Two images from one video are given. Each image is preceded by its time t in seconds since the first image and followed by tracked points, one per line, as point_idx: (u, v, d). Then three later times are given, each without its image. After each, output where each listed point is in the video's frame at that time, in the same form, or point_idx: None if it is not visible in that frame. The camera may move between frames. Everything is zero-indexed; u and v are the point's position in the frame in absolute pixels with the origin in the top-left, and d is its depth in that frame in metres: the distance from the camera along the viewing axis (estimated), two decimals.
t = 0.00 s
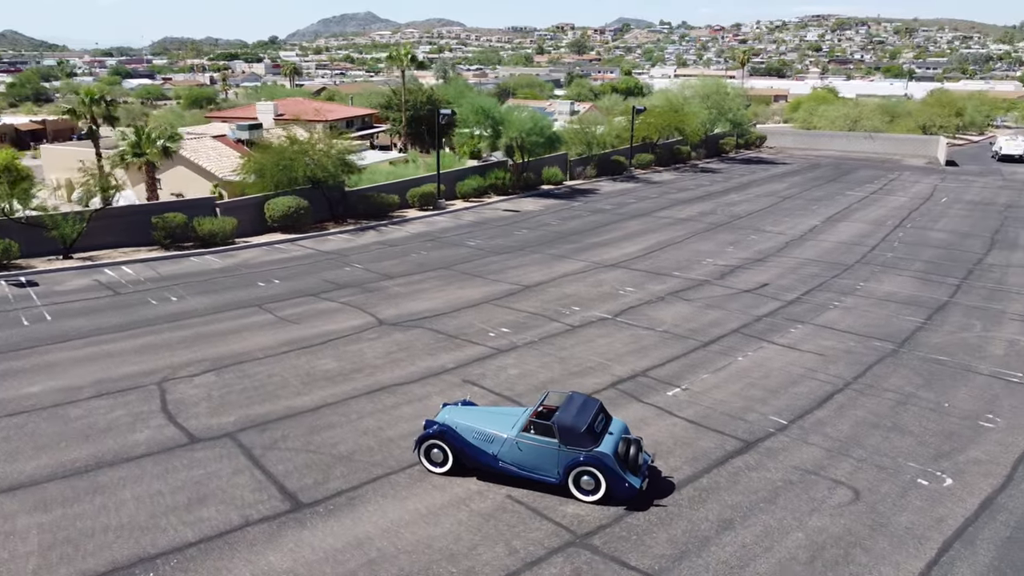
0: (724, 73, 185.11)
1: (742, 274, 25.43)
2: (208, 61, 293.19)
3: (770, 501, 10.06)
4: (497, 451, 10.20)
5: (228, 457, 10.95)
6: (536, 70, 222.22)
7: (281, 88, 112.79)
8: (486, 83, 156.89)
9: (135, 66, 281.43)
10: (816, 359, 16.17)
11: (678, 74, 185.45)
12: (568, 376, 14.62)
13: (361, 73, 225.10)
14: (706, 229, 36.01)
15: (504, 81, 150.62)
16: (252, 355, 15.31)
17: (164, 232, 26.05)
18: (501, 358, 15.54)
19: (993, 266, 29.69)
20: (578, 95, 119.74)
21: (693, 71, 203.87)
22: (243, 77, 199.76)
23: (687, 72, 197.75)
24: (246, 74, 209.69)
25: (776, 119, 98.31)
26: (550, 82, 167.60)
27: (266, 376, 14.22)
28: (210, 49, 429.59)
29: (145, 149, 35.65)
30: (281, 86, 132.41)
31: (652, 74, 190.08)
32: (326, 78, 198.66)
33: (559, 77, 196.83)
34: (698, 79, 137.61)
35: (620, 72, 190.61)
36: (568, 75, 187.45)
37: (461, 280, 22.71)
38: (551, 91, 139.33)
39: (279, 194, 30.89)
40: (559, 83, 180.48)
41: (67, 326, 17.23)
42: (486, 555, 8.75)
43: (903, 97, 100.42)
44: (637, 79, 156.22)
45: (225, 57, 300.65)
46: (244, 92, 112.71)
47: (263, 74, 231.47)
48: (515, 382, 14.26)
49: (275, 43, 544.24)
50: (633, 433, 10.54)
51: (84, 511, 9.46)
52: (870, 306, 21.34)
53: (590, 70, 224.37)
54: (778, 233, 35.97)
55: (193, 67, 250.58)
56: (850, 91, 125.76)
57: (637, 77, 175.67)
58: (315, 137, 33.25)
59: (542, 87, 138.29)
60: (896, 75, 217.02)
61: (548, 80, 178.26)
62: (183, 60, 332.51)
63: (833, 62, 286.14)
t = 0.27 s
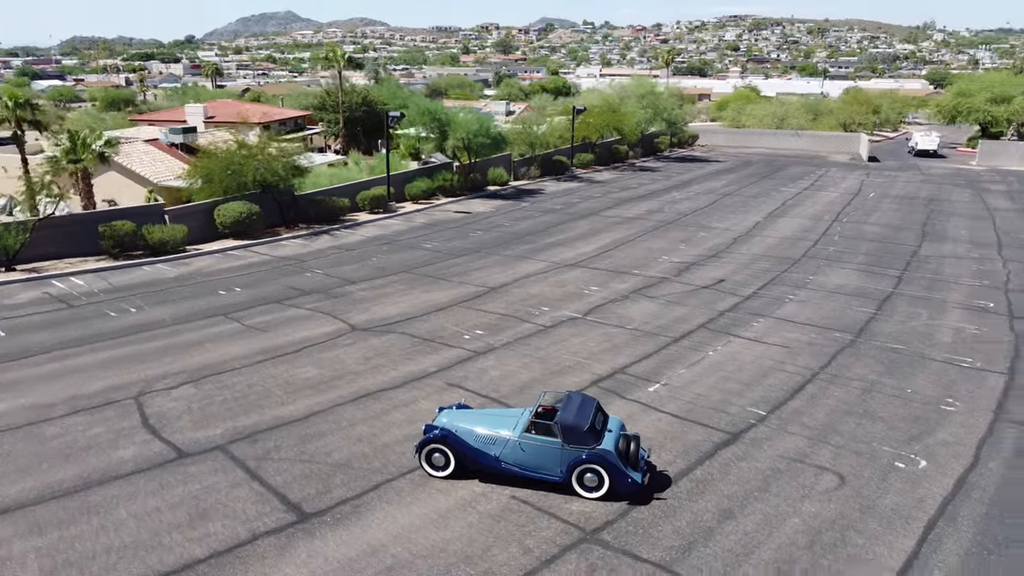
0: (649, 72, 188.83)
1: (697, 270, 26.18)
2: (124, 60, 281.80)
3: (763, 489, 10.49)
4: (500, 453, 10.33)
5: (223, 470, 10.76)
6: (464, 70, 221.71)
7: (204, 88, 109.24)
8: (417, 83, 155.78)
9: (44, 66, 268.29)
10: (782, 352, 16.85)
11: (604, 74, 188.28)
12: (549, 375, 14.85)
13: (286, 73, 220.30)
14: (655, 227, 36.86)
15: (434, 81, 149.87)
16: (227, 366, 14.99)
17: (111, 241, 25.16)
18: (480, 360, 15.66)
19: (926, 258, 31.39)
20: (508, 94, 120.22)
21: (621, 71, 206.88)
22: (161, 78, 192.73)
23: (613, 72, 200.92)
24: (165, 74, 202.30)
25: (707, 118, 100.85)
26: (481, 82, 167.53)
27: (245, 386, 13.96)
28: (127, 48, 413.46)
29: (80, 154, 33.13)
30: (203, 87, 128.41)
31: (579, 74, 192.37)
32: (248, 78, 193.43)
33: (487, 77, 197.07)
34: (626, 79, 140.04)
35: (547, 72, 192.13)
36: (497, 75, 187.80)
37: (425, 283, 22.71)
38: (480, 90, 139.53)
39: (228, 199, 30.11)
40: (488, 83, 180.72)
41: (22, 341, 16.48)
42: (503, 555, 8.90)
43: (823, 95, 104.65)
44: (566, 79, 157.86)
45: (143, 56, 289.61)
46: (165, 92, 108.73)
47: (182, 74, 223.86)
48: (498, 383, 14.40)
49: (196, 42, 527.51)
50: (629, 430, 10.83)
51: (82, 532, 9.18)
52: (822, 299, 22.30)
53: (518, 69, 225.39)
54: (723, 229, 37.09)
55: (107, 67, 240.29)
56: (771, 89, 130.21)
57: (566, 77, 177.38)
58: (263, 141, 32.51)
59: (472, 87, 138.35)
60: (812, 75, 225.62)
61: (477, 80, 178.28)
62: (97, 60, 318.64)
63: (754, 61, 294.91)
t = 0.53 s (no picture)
0: (578, 72, 190.74)
1: (654, 269, 26.79)
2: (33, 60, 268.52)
3: (756, 479, 10.92)
4: (502, 454, 10.47)
5: (221, 484, 10.58)
6: (391, 71, 219.60)
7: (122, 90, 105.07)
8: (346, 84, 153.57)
9: None
10: (749, 346, 17.47)
11: (532, 74, 189.47)
12: (531, 376, 15.05)
13: (210, 75, 214.30)
14: (605, 227, 37.49)
15: (364, 82, 147.94)
16: (203, 378, 14.66)
17: (56, 251, 24.30)
18: (460, 363, 15.74)
19: (864, 251, 32.86)
20: (440, 95, 119.78)
21: (550, 71, 208.39)
22: (74, 79, 184.46)
23: (542, 72, 202.45)
24: (78, 76, 193.82)
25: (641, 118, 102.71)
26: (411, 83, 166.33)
27: (225, 397, 13.69)
28: (38, 48, 394.65)
29: (12, 162, 30.68)
30: (121, 88, 123.51)
31: (508, 74, 193.14)
32: (168, 80, 186.92)
33: (417, 77, 195.64)
34: (557, 79, 141.30)
35: (476, 72, 192.06)
36: (427, 76, 186.69)
37: (390, 288, 22.60)
38: (411, 91, 138.44)
39: (176, 206, 29.26)
40: (417, 85, 179.56)
41: None
42: (518, 555, 9.05)
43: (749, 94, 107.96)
44: (498, 80, 158.24)
45: (54, 57, 276.73)
46: (80, 95, 104.10)
47: (97, 76, 214.88)
48: (481, 385, 14.52)
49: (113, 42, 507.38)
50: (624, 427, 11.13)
51: (83, 555, 8.92)
52: (776, 293, 23.15)
53: (436, 72, 223.34)
54: (671, 228, 37.99)
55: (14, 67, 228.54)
56: (698, 89, 133.60)
57: (497, 78, 177.68)
58: (210, 146, 31.71)
59: (404, 88, 137.20)
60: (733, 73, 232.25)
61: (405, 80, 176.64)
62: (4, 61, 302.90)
63: (680, 61, 301.26)
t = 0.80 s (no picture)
0: (510, 73, 191.54)
1: (613, 268, 27.30)
2: None
3: (747, 469, 11.36)
4: (505, 456, 10.62)
5: (220, 497, 10.42)
6: (318, 72, 215.71)
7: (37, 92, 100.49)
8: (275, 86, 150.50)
9: None
10: (717, 341, 18.05)
11: (463, 75, 189.25)
12: (513, 377, 15.23)
13: (128, 76, 206.73)
14: (557, 227, 37.93)
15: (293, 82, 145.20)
16: (180, 390, 14.33)
17: None
18: (441, 367, 15.81)
19: (807, 247, 34.18)
20: (373, 95, 118.53)
21: (483, 72, 208.76)
22: None
23: (473, 73, 202.15)
24: None
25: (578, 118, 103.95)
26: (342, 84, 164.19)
27: (208, 409, 13.44)
28: None
29: None
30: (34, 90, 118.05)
31: (438, 74, 192.42)
32: (84, 82, 179.53)
33: (348, 78, 193.14)
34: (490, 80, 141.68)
35: (405, 73, 190.32)
36: (358, 77, 184.58)
37: (356, 293, 22.43)
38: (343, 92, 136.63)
39: (123, 214, 28.34)
40: (346, 86, 177.19)
41: None
42: (532, 553, 9.23)
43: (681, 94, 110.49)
44: (430, 81, 157.39)
45: None
46: None
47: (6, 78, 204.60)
48: (466, 388, 14.63)
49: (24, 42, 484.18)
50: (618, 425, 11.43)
51: None
52: (733, 289, 23.93)
53: (367, 72, 220.83)
54: (621, 227, 38.71)
55: None
56: (625, 88, 135.88)
57: (429, 78, 177.07)
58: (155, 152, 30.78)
59: (335, 89, 135.26)
60: (658, 73, 237.07)
61: (333, 81, 173.87)
62: None
63: (610, 61, 305.55)
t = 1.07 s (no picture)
0: (441, 73, 190.51)
1: (571, 269, 27.70)
2: None
3: (735, 461, 11.83)
4: (506, 458, 10.79)
5: (222, 512, 10.29)
6: (241, 72, 209.85)
7: None
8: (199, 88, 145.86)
9: None
10: (685, 338, 18.60)
11: (393, 75, 187.20)
12: (495, 380, 15.40)
13: (39, 77, 197.06)
14: (510, 229, 38.19)
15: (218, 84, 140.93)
16: (158, 404, 14.00)
17: None
18: (421, 372, 15.85)
19: (753, 243, 35.35)
20: (301, 96, 116.06)
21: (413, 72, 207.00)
22: None
23: (403, 73, 200.01)
24: None
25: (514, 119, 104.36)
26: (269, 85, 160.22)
27: (191, 423, 13.18)
28: None
29: None
30: None
31: (365, 76, 190.09)
32: None
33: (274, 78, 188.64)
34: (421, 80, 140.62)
35: (333, 74, 186.93)
36: (284, 78, 180.42)
37: (320, 300, 22.20)
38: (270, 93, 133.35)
39: (66, 224, 27.31)
40: (273, 88, 173.06)
41: None
42: (544, 552, 9.43)
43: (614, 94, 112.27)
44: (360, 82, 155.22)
45: None
46: None
47: None
48: (450, 392, 14.73)
49: None
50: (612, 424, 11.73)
51: None
52: (691, 287, 24.62)
53: (293, 73, 216.25)
54: (571, 228, 39.25)
55: None
56: (557, 89, 136.77)
57: (359, 79, 174.54)
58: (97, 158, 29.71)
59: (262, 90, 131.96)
60: (584, 75, 239.79)
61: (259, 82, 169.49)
62: None
63: (540, 62, 307.20)
